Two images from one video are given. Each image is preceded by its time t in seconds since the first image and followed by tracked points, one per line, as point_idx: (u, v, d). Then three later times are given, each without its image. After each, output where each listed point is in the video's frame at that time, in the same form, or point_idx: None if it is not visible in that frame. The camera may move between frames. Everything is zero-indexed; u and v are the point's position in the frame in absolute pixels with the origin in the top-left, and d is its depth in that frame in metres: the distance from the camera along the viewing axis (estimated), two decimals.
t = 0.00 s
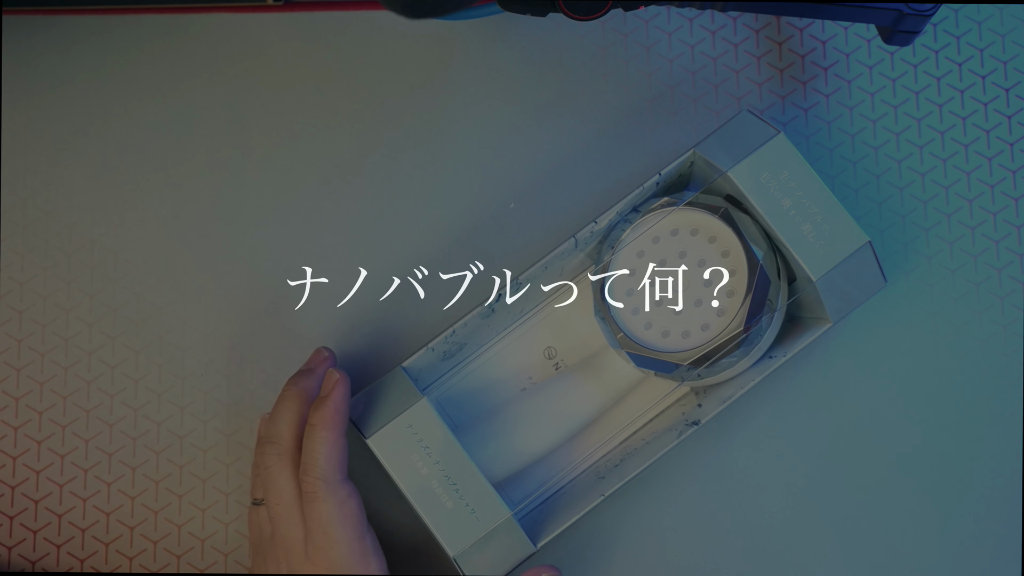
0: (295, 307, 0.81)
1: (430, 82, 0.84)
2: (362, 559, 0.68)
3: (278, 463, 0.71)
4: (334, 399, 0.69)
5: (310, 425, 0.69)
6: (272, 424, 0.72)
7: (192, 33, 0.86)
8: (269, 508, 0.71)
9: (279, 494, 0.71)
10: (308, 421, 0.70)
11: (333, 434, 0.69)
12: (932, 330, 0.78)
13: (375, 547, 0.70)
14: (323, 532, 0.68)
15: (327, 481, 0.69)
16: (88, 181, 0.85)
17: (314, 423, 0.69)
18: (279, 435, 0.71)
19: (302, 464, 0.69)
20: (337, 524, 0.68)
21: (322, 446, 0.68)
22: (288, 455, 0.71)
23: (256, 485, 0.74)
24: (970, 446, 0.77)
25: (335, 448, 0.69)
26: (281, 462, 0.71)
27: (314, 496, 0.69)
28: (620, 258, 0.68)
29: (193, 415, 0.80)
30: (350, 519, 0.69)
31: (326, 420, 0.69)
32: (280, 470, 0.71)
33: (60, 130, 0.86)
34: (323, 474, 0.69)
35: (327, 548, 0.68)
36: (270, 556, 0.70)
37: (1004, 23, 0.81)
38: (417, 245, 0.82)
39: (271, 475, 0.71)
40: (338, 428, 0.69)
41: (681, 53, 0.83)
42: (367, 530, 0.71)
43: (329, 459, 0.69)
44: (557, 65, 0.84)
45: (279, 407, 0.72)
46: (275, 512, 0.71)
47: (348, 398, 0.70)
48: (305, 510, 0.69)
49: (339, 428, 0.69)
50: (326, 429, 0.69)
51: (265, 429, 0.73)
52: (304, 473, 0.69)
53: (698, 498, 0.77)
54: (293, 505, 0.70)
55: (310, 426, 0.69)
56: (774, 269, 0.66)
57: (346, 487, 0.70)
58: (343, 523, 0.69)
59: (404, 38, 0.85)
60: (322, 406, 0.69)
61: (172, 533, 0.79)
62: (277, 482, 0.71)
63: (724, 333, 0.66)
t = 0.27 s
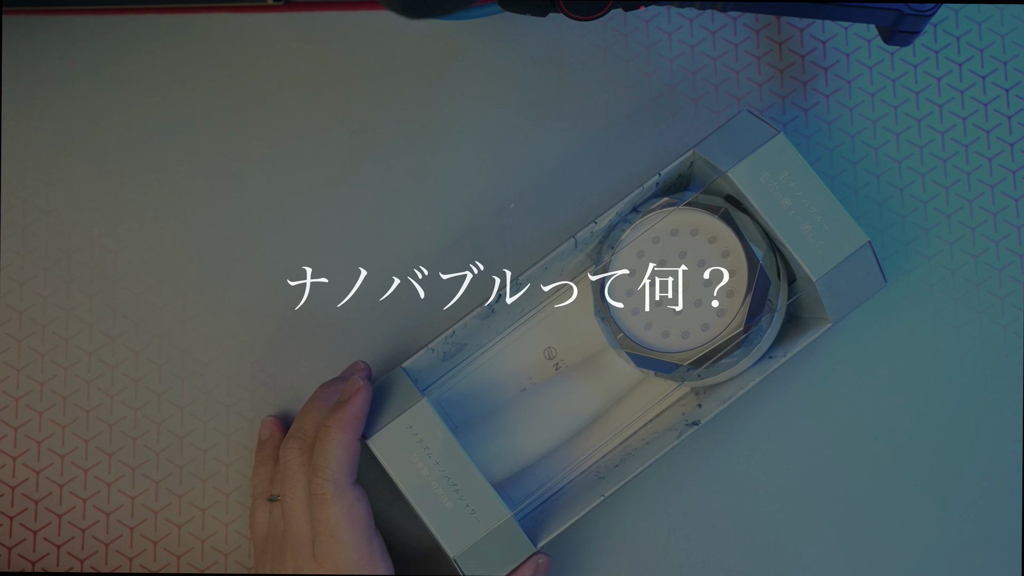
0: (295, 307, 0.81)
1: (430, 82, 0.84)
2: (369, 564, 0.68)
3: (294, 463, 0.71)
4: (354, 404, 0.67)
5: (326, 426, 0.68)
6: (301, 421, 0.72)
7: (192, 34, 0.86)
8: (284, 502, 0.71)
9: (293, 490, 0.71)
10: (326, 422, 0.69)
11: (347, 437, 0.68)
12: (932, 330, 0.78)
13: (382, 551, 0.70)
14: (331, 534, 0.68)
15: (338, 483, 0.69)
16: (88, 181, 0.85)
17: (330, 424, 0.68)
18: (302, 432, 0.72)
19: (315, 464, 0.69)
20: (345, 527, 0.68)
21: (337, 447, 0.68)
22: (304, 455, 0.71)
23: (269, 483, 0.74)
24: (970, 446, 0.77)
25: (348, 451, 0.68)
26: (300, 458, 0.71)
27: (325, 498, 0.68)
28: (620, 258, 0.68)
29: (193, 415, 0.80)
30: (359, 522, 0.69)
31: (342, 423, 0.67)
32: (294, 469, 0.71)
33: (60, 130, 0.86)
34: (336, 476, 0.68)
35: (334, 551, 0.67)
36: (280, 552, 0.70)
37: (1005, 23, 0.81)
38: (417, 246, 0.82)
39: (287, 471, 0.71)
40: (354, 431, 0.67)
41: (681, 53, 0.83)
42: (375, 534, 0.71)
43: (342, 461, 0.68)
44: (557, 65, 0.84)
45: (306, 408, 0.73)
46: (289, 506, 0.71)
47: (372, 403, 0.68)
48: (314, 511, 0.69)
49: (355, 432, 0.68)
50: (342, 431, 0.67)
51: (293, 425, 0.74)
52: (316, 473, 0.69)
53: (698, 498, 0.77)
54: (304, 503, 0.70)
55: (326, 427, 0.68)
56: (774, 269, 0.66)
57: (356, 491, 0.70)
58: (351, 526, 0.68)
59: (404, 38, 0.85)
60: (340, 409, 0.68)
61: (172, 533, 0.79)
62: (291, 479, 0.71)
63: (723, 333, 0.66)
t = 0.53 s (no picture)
0: (295, 307, 0.81)
1: (430, 82, 0.84)
2: (376, 566, 0.68)
3: (300, 466, 0.71)
4: (372, 408, 0.67)
5: (340, 427, 0.67)
6: (304, 425, 0.72)
7: (192, 34, 0.86)
8: (283, 508, 0.71)
9: (295, 495, 0.70)
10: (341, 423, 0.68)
11: (361, 440, 0.67)
12: (932, 330, 0.78)
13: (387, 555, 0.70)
14: (340, 535, 0.68)
15: (350, 485, 0.68)
16: (88, 181, 0.85)
17: (344, 426, 0.67)
18: (307, 436, 0.71)
19: (328, 465, 0.68)
20: (354, 529, 0.68)
21: (349, 449, 0.67)
22: (311, 457, 0.71)
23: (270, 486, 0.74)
24: (970, 447, 0.77)
25: (360, 454, 0.67)
26: (304, 463, 0.71)
27: (335, 499, 0.68)
28: (614, 260, 0.68)
29: (193, 415, 0.80)
30: (368, 524, 0.69)
31: (357, 426, 0.67)
32: (301, 472, 0.70)
33: (60, 130, 0.86)
34: (347, 478, 0.68)
35: (342, 553, 0.68)
36: (280, 557, 0.70)
37: (1005, 23, 0.81)
38: (418, 245, 0.82)
39: (290, 476, 0.71)
40: (369, 434, 0.67)
41: (681, 54, 0.83)
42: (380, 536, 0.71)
43: (355, 463, 0.67)
44: (557, 65, 0.84)
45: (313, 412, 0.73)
46: (289, 513, 0.71)
47: (388, 408, 0.68)
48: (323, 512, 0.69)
49: (371, 436, 0.67)
50: (356, 433, 0.67)
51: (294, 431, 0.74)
52: (329, 474, 0.68)
53: (698, 498, 0.77)
54: (309, 507, 0.70)
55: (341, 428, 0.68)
56: (767, 259, 0.66)
57: (367, 493, 0.69)
58: (360, 528, 0.68)
59: (404, 38, 0.85)
60: (357, 411, 0.68)
61: (172, 534, 0.79)
62: (296, 483, 0.70)
63: (721, 328, 0.66)
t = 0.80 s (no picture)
0: (295, 307, 0.81)
1: (430, 82, 0.84)
2: (366, 563, 0.68)
3: (290, 462, 0.70)
4: (368, 406, 0.67)
5: (336, 424, 0.67)
6: (298, 423, 0.72)
7: (192, 33, 0.86)
8: (275, 505, 0.71)
9: (287, 492, 0.70)
10: (336, 420, 0.68)
11: (356, 437, 0.66)
12: (932, 330, 0.79)
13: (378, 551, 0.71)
14: (330, 532, 0.68)
15: (341, 482, 0.68)
16: (88, 181, 0.85)
17: (339, 423, 0.67)
18: (302, 434, 0.71)
19: (321, 461, 0.68)
20: (344, 526, 0.68)
21: (343, 445, 0.66)
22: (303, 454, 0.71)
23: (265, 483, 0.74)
24: (970, 447, 0.77)
25: (354, 452, 0.67)
26: (298, 461, 0.70)
27: (325, 496, 0.68)
28: (613, 260, 0.68)
29: (194, 415, 0.80)
30: (359, 521, 0.69)
31: (352, 424, 0.67)
32: (291, 469, 0.70)
33: (60, 130, 0.86)
34: (338, 475, 0.67)
35: (333, 550, 0.67)
36: (272, 555, 0.70)
37: (1005, 23, 0.81)
38: (418, 246, 0.82)
39: (282, 473, 0.70)
40: (363, 432, 0.66)
41: (681, 54, 0.83)
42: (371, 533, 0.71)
43: (348, 460, 0.67)
44: (557, 65, 0.84)
45: (307, 408, 0.72)
46: (281, 510, 0.70)
47: (384, 407, 0.68)
48: (314, 509, 0.68)
49: (365, 434, 0.66)
50: (350, 431, 0.66)
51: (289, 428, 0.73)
52: (322, 470, 0.68)
53: (698, 498, 0.77)
54: (301, 504, 0.70)
55: (336, 425, 0.67)
56: (767, 261, 0.66)
57: (359, 491, 0.69)
58: (350, 525, 0.68)
59: (404, 38, 0.85)
60: (353, 409, 0.67)
61: (172, 534, 0.79)
62: (288, 480, 0.70)
63: (720, 328, 0.66)
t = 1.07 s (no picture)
0: (295, 307, 0.81)
1: (430, 82, 0.84)
2: (363, 559, 0.68)
3: (286, 460, 0.70)
4: (362, 404, 0.66)
5: (330, 421, 0.67)
6: (292, 421, 0.71)
7: (192, 34, 0.86)
8: (270, 504, 0.71)
9: (282, 490, 0.70)
10: (329, 418, 0.68)
11: (349, 434, 0.66)
12: (932, 330, 0.78)
13: (375, 546, 0.70)
14: (326, 529, 0.68)
15: (335, 478, 0.68)
16: (88, 181, 0.85)
17: (333, 420, 0.67)
18: (296, 432, 0.71)
19: (315, 458, 0.68)
20: (340, 522, 0.68)
21: (338, 442, 0.67)
22: (298, 452, 0.71)
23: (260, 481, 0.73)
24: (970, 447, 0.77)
25: (348, 449, 0.67)
26: (293, 458, 0.70)
27: (321, 492, 0.68)
28: (607, 257, 0.69)
29: (193, 415, 0.80)
30: (354, 517, 0.69)
31: (346, 421, 0.66)
32: (287, 467, 0.70)
33: (60, 130, 0.86)
34: (333, 472, 0.67)
35: (329, 547, 0.67)
36: (268, 554, 0.70)
37: (1004, 23, 0.81)
38: (418, 246, 0.82)
39: (277, 471, 0.70)
40: (357, 429, 0.66)
41: (681, 54, 0.83)
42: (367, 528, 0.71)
43: (342, 456, 0.67)
44: (557, 65, 0.84)
45: (302, 406, 0.72)
46: (277, 509, 0.70)
47: (378, 405, 0.67)
48: (309, 506, 0.68)
49: (360, 430, 0.66)
50: (344, 428, 0.66)
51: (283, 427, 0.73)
52: (316, 467, 0.68)
53: (698, 498, 0.77)
54: (295, 502, 0.70)
55: (330, 422, 0.67)
56: (760, 259, 0.66)
57: (354, 487, 0.69)
58: (345, 521, 0.68)
59: (404, 38, 0.85)
60: (347, 406, 0.67)
61: (172, 533, 0.79)
62: (284, 478, 0.70)
63: (715, 325, 0.66)
